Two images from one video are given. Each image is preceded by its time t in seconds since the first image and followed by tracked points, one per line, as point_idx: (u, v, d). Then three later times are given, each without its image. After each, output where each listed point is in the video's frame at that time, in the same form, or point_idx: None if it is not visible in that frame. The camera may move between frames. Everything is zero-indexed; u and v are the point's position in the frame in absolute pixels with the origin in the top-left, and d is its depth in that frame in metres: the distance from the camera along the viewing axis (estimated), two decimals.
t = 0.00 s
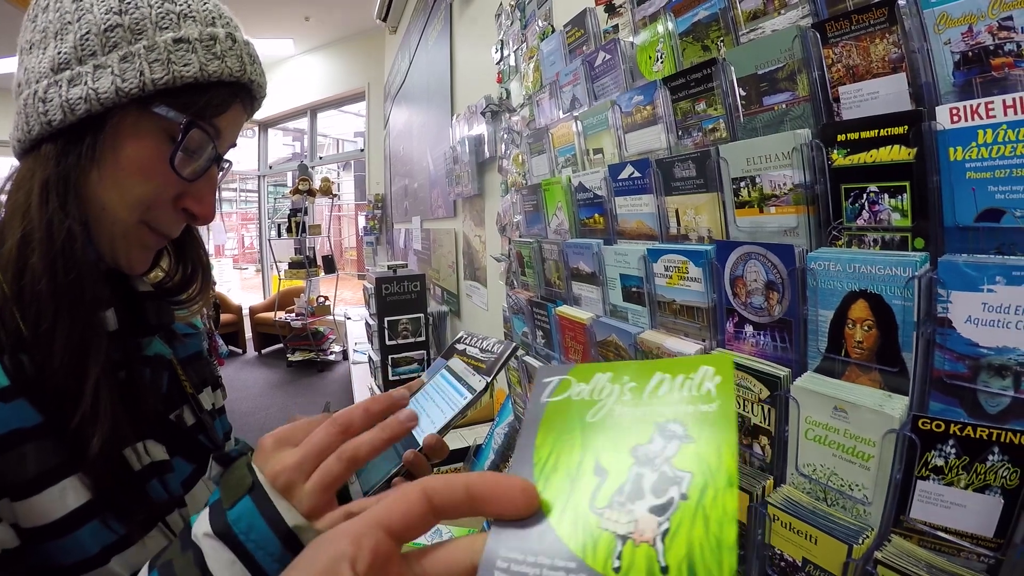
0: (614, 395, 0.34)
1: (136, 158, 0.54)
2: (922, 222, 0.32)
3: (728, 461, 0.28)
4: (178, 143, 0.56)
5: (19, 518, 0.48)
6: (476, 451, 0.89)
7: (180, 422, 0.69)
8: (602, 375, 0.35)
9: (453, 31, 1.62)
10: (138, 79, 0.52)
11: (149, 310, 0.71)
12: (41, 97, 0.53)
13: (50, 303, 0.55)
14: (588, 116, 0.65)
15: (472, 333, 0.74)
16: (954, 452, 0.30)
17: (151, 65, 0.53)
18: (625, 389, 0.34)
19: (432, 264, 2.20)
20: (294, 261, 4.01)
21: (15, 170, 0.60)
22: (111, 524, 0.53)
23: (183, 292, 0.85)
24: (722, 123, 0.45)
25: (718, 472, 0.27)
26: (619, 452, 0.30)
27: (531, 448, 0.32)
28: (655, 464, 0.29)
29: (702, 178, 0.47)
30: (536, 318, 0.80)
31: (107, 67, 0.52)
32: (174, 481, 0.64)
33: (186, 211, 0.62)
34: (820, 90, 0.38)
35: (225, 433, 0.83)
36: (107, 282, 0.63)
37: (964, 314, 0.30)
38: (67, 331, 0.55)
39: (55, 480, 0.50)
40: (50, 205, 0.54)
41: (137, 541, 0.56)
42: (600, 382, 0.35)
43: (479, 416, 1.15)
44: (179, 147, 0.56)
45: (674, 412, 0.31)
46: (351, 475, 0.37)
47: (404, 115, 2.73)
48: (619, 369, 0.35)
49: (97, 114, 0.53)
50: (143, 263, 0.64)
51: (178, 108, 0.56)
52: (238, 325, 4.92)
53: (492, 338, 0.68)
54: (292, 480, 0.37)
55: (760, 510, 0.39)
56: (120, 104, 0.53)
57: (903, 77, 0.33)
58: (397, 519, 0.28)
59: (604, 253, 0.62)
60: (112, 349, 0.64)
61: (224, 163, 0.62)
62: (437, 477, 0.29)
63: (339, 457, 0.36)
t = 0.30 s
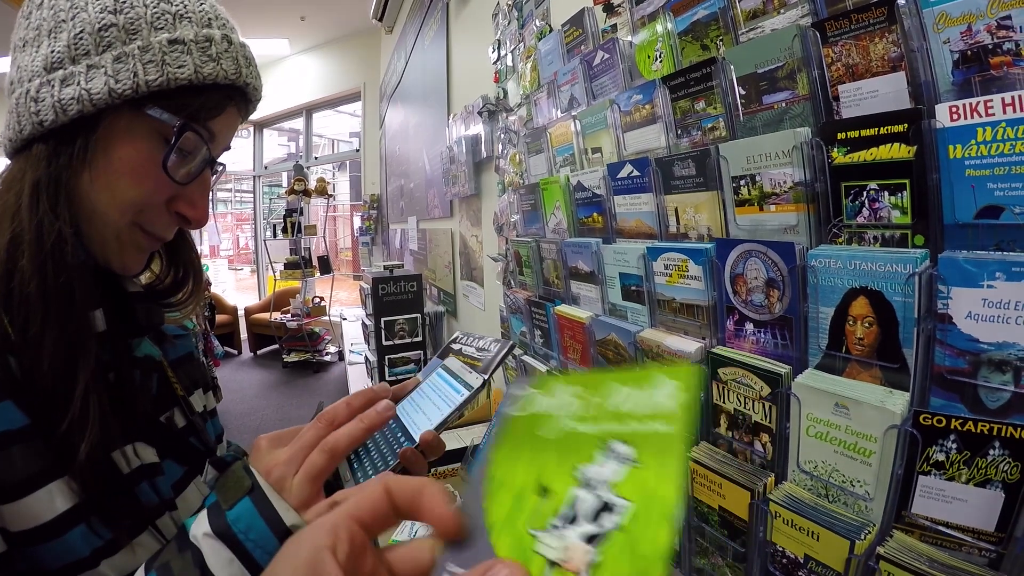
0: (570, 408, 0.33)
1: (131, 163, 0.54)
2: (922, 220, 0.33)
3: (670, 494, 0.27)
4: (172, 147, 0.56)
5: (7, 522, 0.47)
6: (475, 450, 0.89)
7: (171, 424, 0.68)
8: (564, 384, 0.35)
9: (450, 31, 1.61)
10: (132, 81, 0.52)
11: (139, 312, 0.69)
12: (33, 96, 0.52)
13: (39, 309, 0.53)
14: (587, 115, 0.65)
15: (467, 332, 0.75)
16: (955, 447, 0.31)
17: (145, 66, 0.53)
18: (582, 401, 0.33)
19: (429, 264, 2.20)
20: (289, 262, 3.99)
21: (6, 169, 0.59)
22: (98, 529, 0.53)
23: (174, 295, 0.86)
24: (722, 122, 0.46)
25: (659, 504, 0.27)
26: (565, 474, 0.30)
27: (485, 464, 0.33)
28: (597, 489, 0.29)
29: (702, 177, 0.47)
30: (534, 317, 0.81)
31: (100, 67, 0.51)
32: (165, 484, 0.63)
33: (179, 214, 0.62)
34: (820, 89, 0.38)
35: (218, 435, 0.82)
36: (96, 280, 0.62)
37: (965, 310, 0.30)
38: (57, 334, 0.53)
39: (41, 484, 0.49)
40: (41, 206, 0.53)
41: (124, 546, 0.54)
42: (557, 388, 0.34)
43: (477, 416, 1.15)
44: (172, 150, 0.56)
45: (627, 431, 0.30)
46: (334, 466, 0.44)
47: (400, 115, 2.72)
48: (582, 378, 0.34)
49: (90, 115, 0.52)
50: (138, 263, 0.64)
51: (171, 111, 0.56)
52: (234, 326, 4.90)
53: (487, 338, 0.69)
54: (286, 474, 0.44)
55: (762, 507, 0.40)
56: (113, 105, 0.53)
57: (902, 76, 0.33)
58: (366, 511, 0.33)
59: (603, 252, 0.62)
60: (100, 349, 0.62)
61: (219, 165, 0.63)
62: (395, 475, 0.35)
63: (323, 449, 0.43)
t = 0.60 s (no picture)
0: (491, 419, 0.35)
1: (126, 165, 0.52)
2: (917, 219, 0.33)
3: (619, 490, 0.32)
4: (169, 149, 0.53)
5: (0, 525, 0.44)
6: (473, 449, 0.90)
7: (166, 425, 0.66)
8: (471, 388, 0.36)
9: (445, 31, 1.62)
10: (128, 83, 0.49)
11: (133, 311, 0.67)
12: (29, 95, 0.49)
13: (33, 311, 0.50)
14: (584, 115, 0.65)
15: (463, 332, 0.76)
16: (951, 443, 0.31)
17: (142, 68, 0.50)
18: (502, 409, 0.36)
19: (424, 264, 2.19)
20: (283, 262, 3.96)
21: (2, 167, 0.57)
22: (94, 531, 0.50)
23: (169, 296, 0.85)
24: (719, 123, 0.46)
25: (607, 502, 0.32)
26: (507, 486, 0.34)
27: (416, 486, 0.34)
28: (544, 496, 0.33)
29: (699, 176, 0.48)
30: (531, 316, 0.81)
31: (97, 67, 0.49)
32: (160, 485, 0.60)
33: (175, 218, 0.59)
34: (817, 89, 0.38)
35: (213, 435, 0.80)
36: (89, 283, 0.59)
37: (960, 308, 0.31)
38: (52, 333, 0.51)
39: (35, 485, 0.46)
40: (35, 207, 0.50)
41: (118, 549, 0.52)
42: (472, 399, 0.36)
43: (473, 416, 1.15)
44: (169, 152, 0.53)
45: (558, 433, 0.35)
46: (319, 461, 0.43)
47: (394, 115, 2.71)
48: (489, 382, 0.36)
49: (85, 116, 0.50)
50: (133, 267, 0.61)
51: (168, 113, 0.54)
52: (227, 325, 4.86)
53: (484, 337, 0.70)
54: (270, 471, 0.43)
55: (760, 504, 0.41)
56: (109, 107, 0.51)
57: (898, 78, 0.34)
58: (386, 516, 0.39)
59: (601, 251, 0.62)
60: (95, 350, 0.60)
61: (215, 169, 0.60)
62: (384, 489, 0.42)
63: (308, 446, 0.42)
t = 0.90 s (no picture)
0: (483, 415, 0.35)
1: (125, 155, 0.52)
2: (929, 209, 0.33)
3: (632, 499, 0.30)
4: (172, 139, 0.54)
5: None
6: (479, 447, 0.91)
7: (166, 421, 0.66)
8: (465, 381, 0.38)
9: (446, 29, 1.61)
10: (133, 70, 0.49)
11: (132, 306, 0.66)
12: (30, 80, 0.49)
13: (29, 300, 0.51)
14: (588, 110, 0.65)
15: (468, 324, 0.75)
16: (966, 433, 0.31)
17: (148, 55, 0.50)
18: (495, 404, 0.36)
19: (425, 263, 2.20)
20: (284, 262, 3.96)
21: None
22: (92, 530, 0.50)
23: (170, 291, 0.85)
24: (726, 116, 0.46)
25: (610, 511, 0.30)
26: (492, 490, 0.32)
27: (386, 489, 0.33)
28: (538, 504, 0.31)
29: (707, 170, 0.48)
30: (536, 313, 0.81)
31: (101, 53, 0.49)
32: (160, 483, 0.61)
33: (175, 210, 0.61)
34: (825, 82, 0.38)
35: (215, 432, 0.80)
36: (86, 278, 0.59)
37: (973, 297, 0.31)
38: (47, 326, 0.51)
39: (30, 484, 0.46)
40: (33, 195, 0.51)
41: (119, 548, 0.52)
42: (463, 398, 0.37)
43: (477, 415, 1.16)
44: (173, 141, 0.54)
45: (557, 433, 0.34)
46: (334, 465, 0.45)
47: (395, 113, 2.72)
48: (485, 377, 0.37)
49: (88, 102, 0.50)
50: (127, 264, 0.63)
51: (173, 103, 0.54)
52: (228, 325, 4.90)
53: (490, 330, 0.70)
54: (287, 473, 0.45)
55: (773, 498, 0.41)
56: (112, 94, 0.51)
57: (906, 69, 0.33)
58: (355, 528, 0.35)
59: (607, 246, 0.62)
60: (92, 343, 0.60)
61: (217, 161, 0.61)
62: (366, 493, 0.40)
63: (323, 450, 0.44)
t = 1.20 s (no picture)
0: (456, 437, 0.31)
1: (131, 148, 0.52)
2: (941, 203, 0.33)
3: (621, 547, 0.24)
4: (178, 132, 0.54)
5: None
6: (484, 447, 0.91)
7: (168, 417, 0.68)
8: (441, 398, 0.34)
9: (450, 28, 1.61)
10: (140, 64, 0.50)
11: (137, 300, 0.67)
12: (35, 73, 0.50)
13: (33, 292, 0.51)
14: (594, 107, 0.65)
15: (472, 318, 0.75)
16: (980, 430, 0.31)
17: (154, 49, 0.50)
18: (472, 428, 0.32)
19: (430, 263, 2.20)
20: (288, 261, 3.97)
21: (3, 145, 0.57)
22: (94, 526, 0.51)
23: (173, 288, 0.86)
24: (734, 111, 0.46)
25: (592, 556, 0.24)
26: (456, 524, 0.27)
27: (338, 503, 0.29)
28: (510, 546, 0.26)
29: (715, 165, 0.47)
30: (541, 311, 0.81)
31: (108, 47, 0.49)
32: (163, 480, 0.62)
33: (180, 206, 0.61)
34: (835, 76, 0.38)
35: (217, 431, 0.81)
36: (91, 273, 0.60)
37: (986, 291, 0.31)
38: (51, 322, 0.52)
39: (31, 479, 0.46)
40: (38, 188, 0.51)
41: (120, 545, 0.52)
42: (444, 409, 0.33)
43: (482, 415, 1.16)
44: (179, 136, 0.54)
45: (541, 469, 0.29)
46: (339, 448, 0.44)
47: (400, 113, 2.72)
48: (465, 397, 0.34)
49: (94, 96, 0.50)
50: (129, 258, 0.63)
51: (180, 97, 0.54)
52: (233, 324, 4.94)
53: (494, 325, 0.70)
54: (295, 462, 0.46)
55: (783, 498, 0.41)
56: (119, 88, 0.51)
57: (916, 61, 0.33)
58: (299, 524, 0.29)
59: (614, 243, 0.62)
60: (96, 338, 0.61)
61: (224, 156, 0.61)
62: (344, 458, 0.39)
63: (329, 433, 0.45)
